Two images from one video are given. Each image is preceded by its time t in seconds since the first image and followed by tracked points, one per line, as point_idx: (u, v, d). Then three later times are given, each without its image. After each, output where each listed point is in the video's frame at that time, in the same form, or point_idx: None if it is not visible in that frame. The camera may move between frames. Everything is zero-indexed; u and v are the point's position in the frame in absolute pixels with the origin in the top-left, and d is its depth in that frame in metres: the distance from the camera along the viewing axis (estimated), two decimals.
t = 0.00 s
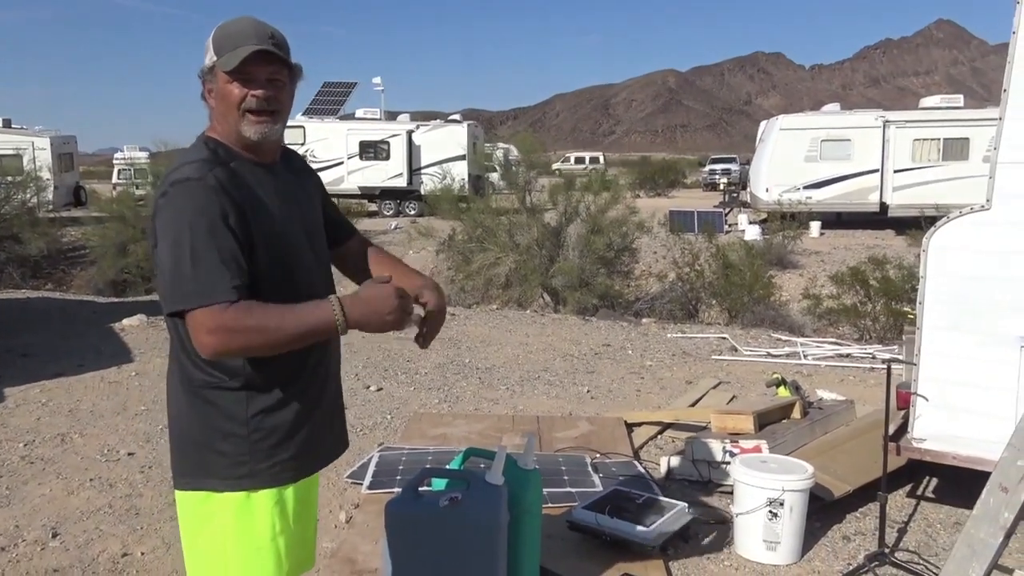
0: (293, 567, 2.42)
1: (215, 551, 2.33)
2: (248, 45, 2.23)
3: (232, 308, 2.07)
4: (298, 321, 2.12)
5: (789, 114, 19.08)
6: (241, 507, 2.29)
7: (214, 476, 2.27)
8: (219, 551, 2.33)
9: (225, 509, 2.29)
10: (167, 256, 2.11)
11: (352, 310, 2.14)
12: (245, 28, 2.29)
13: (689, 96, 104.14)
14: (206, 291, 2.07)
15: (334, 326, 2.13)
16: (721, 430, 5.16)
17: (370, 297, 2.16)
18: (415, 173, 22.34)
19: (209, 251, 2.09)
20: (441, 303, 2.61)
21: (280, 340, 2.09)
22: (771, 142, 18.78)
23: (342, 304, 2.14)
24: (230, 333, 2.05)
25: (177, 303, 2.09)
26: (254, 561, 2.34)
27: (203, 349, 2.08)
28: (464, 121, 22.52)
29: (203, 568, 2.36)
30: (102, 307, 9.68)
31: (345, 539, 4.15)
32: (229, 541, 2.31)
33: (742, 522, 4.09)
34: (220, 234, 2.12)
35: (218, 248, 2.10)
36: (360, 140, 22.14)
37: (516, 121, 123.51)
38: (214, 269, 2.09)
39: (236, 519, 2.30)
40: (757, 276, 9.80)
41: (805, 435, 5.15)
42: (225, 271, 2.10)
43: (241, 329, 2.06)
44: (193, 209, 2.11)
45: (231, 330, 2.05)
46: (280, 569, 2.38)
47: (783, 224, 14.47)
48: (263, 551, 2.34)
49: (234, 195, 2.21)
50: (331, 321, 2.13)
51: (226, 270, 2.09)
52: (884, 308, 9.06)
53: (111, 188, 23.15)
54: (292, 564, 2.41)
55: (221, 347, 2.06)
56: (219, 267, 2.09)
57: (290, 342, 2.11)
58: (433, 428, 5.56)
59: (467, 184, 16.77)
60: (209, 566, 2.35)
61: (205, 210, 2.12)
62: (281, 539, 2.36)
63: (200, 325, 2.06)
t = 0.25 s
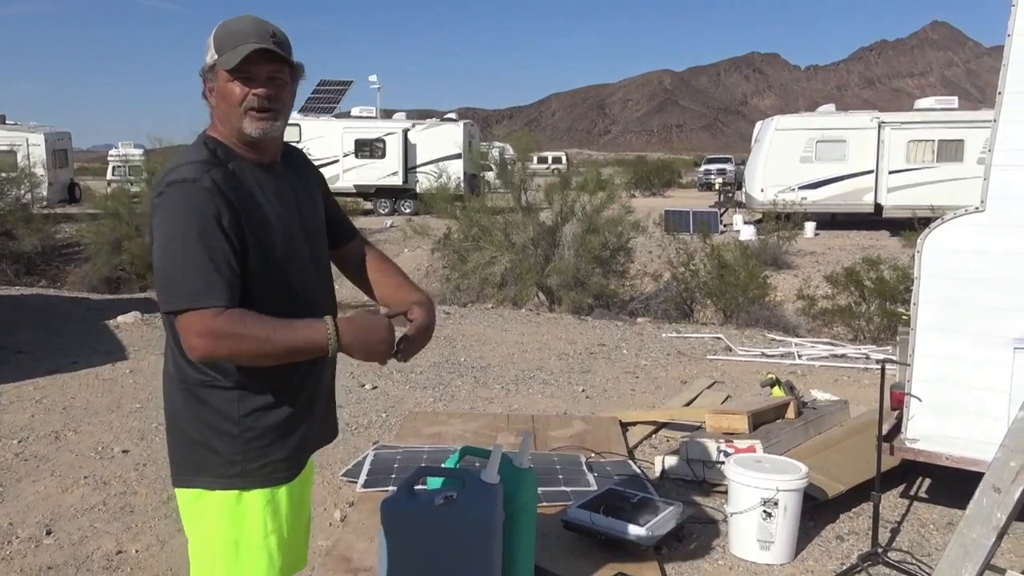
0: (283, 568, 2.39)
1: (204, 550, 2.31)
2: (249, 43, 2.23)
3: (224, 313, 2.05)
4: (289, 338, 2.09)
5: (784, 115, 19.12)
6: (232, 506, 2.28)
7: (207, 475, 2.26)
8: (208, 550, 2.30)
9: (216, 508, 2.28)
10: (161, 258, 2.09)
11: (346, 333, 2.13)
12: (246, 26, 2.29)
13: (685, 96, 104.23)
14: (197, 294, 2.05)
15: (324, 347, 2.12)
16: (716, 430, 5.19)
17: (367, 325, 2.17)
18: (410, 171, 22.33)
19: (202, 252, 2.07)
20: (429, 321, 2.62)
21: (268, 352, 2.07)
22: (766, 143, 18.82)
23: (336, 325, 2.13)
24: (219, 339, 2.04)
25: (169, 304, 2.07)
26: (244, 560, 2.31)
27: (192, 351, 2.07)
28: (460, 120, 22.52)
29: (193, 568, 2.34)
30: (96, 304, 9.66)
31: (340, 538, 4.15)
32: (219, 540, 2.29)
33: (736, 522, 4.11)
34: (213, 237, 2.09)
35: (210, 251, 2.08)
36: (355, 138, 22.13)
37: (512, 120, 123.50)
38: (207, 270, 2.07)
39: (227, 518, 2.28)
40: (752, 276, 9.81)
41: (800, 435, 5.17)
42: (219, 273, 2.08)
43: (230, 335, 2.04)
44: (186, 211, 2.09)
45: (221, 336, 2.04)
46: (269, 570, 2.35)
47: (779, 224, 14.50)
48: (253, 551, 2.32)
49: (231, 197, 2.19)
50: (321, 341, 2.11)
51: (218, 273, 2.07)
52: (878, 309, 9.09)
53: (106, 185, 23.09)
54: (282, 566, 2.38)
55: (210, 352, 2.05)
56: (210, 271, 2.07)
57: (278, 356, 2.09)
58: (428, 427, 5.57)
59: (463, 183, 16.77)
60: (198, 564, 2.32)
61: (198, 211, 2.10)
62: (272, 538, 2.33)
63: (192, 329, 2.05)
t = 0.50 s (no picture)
0: (286, 570, 2.38)
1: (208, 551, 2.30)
2: (252, 46, 2.22)
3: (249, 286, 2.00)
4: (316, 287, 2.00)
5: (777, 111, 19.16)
6: (234, 506, 2.27)
7: (208, 475, 2.26)
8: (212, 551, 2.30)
9: (218, 508, 2.27)
10: (173, 249, 2.06)
11: (364, 263, 2.01)
12: (248, 27, 2.28)
13: (677, 93, 104.27)
14: (220, 273, 2.01)
15: (350, 285, 2.01)
16: (713, 425, 5.20)
17: (381, 246, 2.03)
18: (404, 170, 22.31)
19: (214, 241, 2.04)
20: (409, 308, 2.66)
21: (299, 310, 1.99)
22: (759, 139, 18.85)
23: (353, 260, 2.02)
24: (252, 314, 1.97)
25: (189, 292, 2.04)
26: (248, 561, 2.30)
27: (231, 335, 2.00)
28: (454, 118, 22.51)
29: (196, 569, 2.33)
30: (91, 306, 9.64)
31: (339, 537, 4.15)
32: (222, 540, 2.28)
33: (734, 516, 4.12)
34: (229, 222, 2.07)
35: (228, 234, 2.05)
36: (349, 137, 22.10)
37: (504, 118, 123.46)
38: (224, 255, 2.03)
39: (230, 519, 2.28)
40: (746, 272, 9.83)
41: (796, 429, 5.18)
42: (238, 255, 2.04)
43: (259, 306, 1.97)
44: (196, 203, 2.06)
45: (250, 308, 1.97)
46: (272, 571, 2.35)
47: (772, 220, 14.54)
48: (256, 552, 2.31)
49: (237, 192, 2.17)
50: (345, 281, 2.01)
51: (241, 250, 2.04)
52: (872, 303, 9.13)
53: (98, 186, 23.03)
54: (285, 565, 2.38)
55: (248, 330, 1.98)
56: (230, 250, 2.03)
57: (310, 311, 2.00)
58: (425, 425, 5.57)
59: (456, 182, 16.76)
60: (201, 566, 2.32)
61: (208, 201, 2.08)
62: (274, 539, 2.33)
63: (222, 313, 1.99)
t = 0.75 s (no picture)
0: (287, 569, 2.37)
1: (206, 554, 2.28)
2: (256, 45, 2.21)
3: (265, 274, 2.01)
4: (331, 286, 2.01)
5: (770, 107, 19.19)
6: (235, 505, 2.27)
7: (209, 475, 2.26)
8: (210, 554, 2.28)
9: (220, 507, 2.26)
10: (182, 244, 2.06)
11: (384, 266, 1.99)
12: (251, 26, 2.27)
13: (670, 89, 104.32)
14: (233, 263, 2.01)
15: (369, 285, 2.01)
16: (710, 420, 5.21)
17: (404, 250, 2.00)
18: (398, 168, 22.28)
19: (225, 234, 2.04)
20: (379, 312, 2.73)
21: (314, 304, 2.00)
22: (753, 135, 18.88)
23: (374, 261, 2.01)
24: (271, 304, 1.98)
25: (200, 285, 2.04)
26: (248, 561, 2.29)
27: (251, 322, 2.02)
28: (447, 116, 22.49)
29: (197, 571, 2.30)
30: (85, 307, 9.62)
31: (337, 535, 4.15)
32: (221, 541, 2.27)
33: (731, 511, 4.13)
34: (238, 214, 2.07)
35: (238, 225, 2.05)
36: (342, 136, 22.08)
37: (498, 116, 123.41)
38: (234, 248, 2.03)
39: (230, 519, 2.27)
40: (741, 268, 9.85)
41: (792, 424, 5.20)
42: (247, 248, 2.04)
43: (276, 298, 1.98)
44: (204, 198, 2.06)
45: (266, 297, 1.98)
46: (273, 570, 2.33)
47: (766, 216, 14.57)
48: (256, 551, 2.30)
49: (243, 186, 2.17)
50: (364, 280, 2.00)
51: (253, 239, 2.05)
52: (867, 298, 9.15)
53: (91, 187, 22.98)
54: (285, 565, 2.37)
55: (267, 321, 2.00)
56: (242, 240, 2.04)
57: (328, 306, 2.01)
58: (422, 423, 5.57)
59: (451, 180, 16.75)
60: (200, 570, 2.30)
61: (215, 195, 2.08)
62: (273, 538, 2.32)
63: (239, 300, 2.01)
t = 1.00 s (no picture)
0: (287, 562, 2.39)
1: (205, 549, 2.29)
2: (258, 44, 2.20)
3: (264, 291, 2.02)
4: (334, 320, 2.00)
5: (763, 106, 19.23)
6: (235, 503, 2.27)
7: (209, 473, 2.26)
8: (210, 548, 2.29)
9: (221, 504, 2.28)
10: (183, 250, 2.07)
11: (384, 315, 1.98)
12: (253, 24, 2.26)
13: (663, 88, 104.43)
14: (234, 275, 2.03)
15: (367, 327, 2.00)
16: (704, 418, 5.23)
17: (408, 302, 1.98)
18: (391, 167, 22.26)
19: (226, 242, 2.05)
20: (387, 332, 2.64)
21: (311, 335, 2.00)
22: (745, 134, 18.92)
23: (377, 304, 2.00)
24: (269, 324, 2.00)
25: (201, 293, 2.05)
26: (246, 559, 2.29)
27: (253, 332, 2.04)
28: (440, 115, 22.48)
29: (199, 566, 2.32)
30: (78, 306, 9.59)
31: (333, 534, 4.15)
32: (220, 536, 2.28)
33: (726, 509, 4.13)
34: (240, 222, 2.07)
35: (239, 235, 2.06)
36: (335, 135, 22.06)
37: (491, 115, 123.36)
38: (234, 258, 2.04)
39: (229, 515, 2.28)
40: (734, 267, 9.87)
41: (787, 422, 5.22)
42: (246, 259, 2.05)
43: (275, 318, 1.99)
44: (205, 204, 2.07)
45: (266, 317, 2.00)
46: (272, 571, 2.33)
47: (759, 215, 14.61)
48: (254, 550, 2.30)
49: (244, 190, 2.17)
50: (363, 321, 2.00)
51: (254, 251, 2.05)
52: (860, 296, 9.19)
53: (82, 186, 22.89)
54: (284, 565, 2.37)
55: (268, 337, 2.01)
56: (243, 251, 2.05)
57: (325, 337, 2.01)
58: (417, 422, 5.56)
59: (445, 179, 16.73)
60: (199, 564, 2.31)
61: (216, 202, 2.08)
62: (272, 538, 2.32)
63: (242, 310, 2.02)
